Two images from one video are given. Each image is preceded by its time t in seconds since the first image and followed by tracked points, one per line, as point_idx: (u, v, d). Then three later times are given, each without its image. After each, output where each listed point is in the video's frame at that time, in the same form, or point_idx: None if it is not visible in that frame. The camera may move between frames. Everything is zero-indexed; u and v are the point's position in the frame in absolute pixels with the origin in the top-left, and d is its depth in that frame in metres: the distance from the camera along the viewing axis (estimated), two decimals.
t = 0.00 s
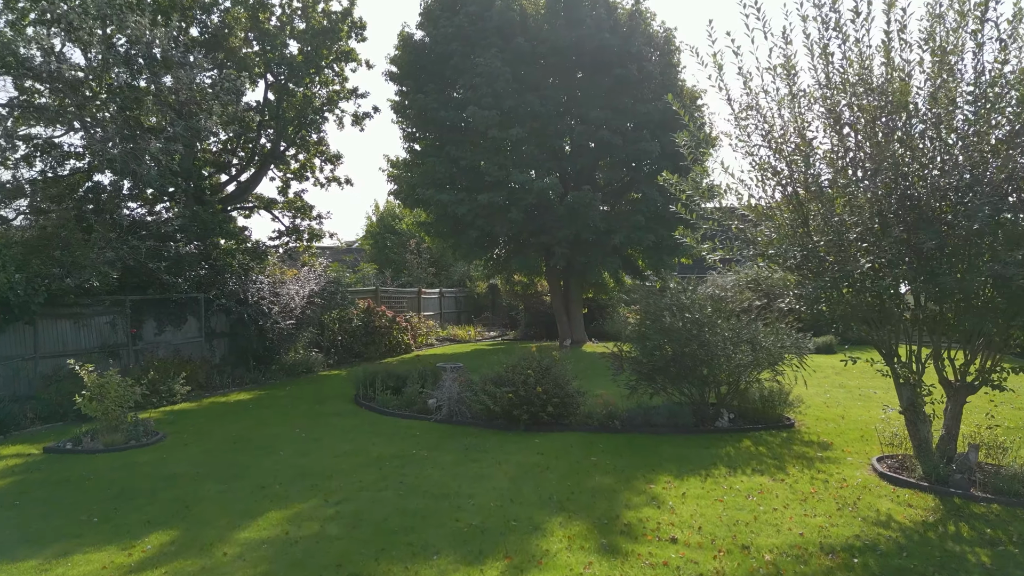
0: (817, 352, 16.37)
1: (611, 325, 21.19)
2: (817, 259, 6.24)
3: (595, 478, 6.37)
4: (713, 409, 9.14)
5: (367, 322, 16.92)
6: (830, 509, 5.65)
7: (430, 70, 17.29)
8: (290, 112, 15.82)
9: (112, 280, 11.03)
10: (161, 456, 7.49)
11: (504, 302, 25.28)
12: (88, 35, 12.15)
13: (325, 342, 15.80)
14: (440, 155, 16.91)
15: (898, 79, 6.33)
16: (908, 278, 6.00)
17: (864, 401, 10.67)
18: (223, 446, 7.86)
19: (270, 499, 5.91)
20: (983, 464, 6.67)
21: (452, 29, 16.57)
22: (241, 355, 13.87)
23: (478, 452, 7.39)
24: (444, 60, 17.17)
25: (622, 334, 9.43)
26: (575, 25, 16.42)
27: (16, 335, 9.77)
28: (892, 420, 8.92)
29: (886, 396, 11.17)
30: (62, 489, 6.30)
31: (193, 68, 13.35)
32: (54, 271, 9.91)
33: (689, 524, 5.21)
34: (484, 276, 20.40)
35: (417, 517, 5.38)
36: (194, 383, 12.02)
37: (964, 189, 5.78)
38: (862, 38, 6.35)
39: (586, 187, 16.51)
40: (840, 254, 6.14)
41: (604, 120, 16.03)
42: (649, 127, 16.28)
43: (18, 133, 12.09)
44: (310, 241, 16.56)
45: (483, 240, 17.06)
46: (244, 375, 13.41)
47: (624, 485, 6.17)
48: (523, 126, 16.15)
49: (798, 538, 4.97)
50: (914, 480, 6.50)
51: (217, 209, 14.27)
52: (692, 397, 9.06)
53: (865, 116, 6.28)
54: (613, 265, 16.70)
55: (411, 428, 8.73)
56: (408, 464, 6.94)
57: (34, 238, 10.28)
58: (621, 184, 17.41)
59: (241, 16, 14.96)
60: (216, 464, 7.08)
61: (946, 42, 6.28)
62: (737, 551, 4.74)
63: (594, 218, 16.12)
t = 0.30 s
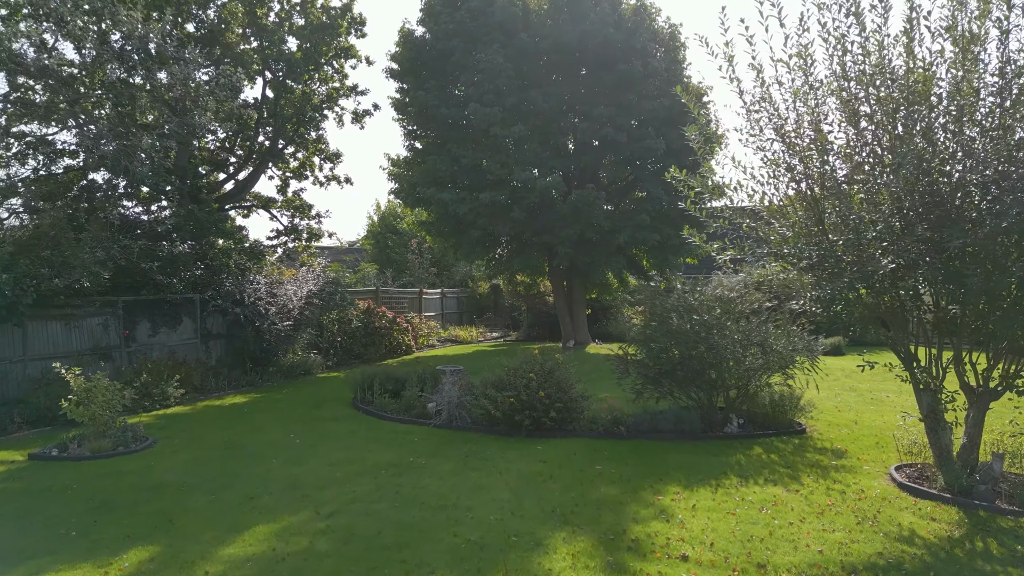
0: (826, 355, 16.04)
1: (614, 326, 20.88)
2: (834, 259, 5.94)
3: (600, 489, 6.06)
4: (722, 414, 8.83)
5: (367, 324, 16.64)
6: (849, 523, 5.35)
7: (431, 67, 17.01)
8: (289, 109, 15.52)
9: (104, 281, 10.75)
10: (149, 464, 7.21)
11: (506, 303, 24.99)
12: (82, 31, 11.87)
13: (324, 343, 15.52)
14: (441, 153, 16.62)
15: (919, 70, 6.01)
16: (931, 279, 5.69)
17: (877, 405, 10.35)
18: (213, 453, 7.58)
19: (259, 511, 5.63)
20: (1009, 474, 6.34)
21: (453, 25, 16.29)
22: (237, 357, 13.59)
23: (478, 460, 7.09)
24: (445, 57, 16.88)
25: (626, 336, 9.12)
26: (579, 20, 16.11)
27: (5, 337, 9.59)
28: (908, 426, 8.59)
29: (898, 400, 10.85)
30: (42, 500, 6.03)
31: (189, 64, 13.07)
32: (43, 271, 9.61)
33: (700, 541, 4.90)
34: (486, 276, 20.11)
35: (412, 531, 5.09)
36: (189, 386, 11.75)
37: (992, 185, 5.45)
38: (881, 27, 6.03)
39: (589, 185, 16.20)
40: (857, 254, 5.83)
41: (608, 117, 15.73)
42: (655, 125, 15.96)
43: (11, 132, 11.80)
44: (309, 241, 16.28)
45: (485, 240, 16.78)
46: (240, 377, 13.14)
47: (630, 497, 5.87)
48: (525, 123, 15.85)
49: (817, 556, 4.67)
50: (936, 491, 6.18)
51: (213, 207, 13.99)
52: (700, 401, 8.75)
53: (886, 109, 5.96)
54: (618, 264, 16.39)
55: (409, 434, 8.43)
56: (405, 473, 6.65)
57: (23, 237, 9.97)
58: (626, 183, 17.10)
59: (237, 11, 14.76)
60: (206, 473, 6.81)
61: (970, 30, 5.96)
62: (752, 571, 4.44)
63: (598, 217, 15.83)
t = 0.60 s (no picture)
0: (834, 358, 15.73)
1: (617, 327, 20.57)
2: (853, 259, 5.64)
3: (605, 502, 5.76)
4: (730, 419, 8.53)
5: (366, 325, 16.35)
6: (870, 540, 5.03)
7: (432, 64, 16.73)
8: (286, 106, 15.27)
9: (94, 282, 10.47)
10: (135, 473, 6.92)
11: (507, 304, 24.71)
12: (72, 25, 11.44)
13: (321, 345, 15.23)
14: (442, 151, 16.33)
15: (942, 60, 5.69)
16: (956, 280, 5.38)
17: (890, 410, 10.03)
18: (202, 462, 7.30)
19: (245, 526, 5.33)
20: None
21: (454, 20, 15.96)
22: (233, 360, 13.29)
23: (477, 469, 6.80)
24: (445, 53, 16.58)
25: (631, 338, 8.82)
26: (581, 15, 15.79)
27: None
28: (925, 433, 8.28)
29: (911, 404, 10.54)
30: (19, 513, 5.74)
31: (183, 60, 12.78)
32: (30, 272, 9.30)
33: (713, 560, 4.60)
34: (487, 276, 19.81)
35: (406, 549, 4.79)
36: (183, 389, 11.47)
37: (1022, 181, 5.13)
38: (902, 16, 5.73)
39: (592, 184, 15.91)
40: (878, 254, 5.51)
41: (612, 114, 15.40)
42: (659, 122, 15.65)
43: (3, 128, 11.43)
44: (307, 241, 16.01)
45: (486, 240, 16.49)
46: (235, 380, 12.84)
47: (637, 510, 5.56)
48: (526, 121, 15.54)
49: None
50: (959, 504, 5.86)
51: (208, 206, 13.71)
52: (709, 406, 8.44)
53: (907, 100, 5.63)
54: (621, 264, 16.07)
55: (406, 440, 8.14)
56: (401, 483, 6.36)
57: (11, 237, 9.66)
58: (629, 182, 16.79)
59: (233, 6, 14.46)
60: (193, 483, 6.51)
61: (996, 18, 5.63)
62: None
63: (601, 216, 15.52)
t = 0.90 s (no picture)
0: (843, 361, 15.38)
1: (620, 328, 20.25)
2: (875, 261, 5.32)
3: (612, 517, 5.45)
4: (741, 426, 8.20)
5: (365, 326, 16.05)
6: (896, 560, 4.71)
7: (432, 61, 16.44)
8: (283, 103, 15.00)
9: (83, 282, 10.19)
10: (119, 484, 6.62)
11: (509, 305, 24.41)
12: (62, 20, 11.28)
13: (319, 347, 14.93)
14: (442, 149, 16.03)
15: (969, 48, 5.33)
16: (987, 283, 5.04)
17: (905, 416, 9.71)
18: (191, 472, 7.00)
19: (231, 543, 5.03)
20: None
21: (454, 16, 15.64)
22: (228, 363, 12.98)
23: (478, 480, 6.49)
24: (446, 50, 16.27)
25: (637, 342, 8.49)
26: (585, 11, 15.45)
27: None
28: (945, 442, 7.94)
29: (926, 410, 10.22)
30: None
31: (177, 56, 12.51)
32: (14, 274, 9.02)
33: None
34: (488, 277, 19.52)
35: (401, 570, 4.48)
36: (176, 393, 11.17)
37: None
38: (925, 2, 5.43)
39: (596, 183, 15.60)
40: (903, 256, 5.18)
41: (616, 111, 15.05)
42: (664, 119, 15.33)
43: None
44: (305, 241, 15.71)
45: (487, 240, 16.21)
46: (230, 384, 12.54)
47: (646, 527, 5.25)
48: (528, 118, 15.24)
49: None
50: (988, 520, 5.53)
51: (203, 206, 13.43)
52: (719, 413, 8.11)
53: (934, 91, 5.28)
54: (625, 265, 15.74)
55: (404, 448, 7.82)
56: (397, 496, 6.05)
57: None
58: (633, 181, 16.48)
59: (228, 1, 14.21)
60: (179, 496, 6.21)
61: None
62: None
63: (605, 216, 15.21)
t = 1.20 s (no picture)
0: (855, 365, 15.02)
1: (624, 329, 19.93)
2: (903, 261, 4.99)
3: (623, 535, 5.13)
4: (754, 434, 7.86)
5: (365, 328, 15.73)
6: None
7: (433, 57, 16.11)
8: (282, 101, 14.70)
9: (73, 284, 9.89)
10: (104, 496, 6.31)
11: (512, 305, 24.10)
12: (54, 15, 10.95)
13: (318, 349, 14.62)
14: (443, 147, 15.71)
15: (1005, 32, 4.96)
16: None
17: (922, 423, 9.38)
18: (179, 483, 6.68)
19: (217, 564, 4.71)
20: None
21: (456, 11, 15.31)
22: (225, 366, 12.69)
23: (480, 493, 6.17)
24: (447, 46, 15.95)
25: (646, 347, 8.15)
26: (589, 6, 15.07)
27: None
28: (970, 452, 7.60)
29: (943, 416, 9.89)
30: None
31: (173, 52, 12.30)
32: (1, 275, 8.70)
33: None
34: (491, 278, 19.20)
35: None
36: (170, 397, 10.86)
37: None
38: None
39: (601, 182, 15.27)
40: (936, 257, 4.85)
41: (621, 108, 14.70)
42: (670, 116, 14.98)
43: None
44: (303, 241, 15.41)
45: (489, 240, 15.90)
46: (226, 387, 12.23)
47: (659, 545, 4.93)
48: (532, 116, 14.90)
49: None
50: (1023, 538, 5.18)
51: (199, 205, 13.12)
52: (731, 420, 7.78)
53: (967, 79, 4.91)
54: (631, 265, 15.41)
55: (403, 457, 7.50)
56: (394, 510, 5.73)
57: None
58: (638, 179, 16.15)
59: None
60: (165, 510, 5.90)
61: None
62: None
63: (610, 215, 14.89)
